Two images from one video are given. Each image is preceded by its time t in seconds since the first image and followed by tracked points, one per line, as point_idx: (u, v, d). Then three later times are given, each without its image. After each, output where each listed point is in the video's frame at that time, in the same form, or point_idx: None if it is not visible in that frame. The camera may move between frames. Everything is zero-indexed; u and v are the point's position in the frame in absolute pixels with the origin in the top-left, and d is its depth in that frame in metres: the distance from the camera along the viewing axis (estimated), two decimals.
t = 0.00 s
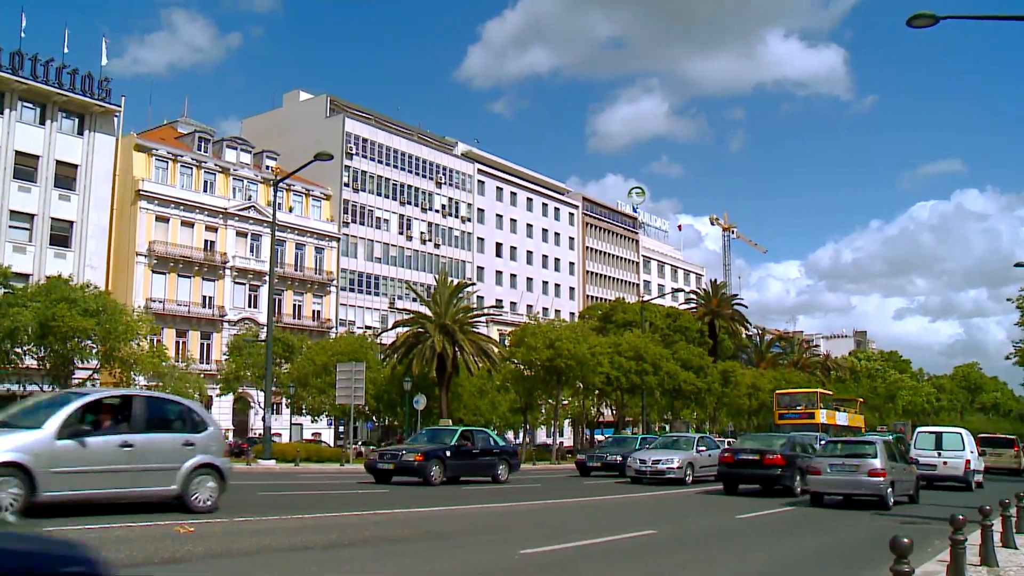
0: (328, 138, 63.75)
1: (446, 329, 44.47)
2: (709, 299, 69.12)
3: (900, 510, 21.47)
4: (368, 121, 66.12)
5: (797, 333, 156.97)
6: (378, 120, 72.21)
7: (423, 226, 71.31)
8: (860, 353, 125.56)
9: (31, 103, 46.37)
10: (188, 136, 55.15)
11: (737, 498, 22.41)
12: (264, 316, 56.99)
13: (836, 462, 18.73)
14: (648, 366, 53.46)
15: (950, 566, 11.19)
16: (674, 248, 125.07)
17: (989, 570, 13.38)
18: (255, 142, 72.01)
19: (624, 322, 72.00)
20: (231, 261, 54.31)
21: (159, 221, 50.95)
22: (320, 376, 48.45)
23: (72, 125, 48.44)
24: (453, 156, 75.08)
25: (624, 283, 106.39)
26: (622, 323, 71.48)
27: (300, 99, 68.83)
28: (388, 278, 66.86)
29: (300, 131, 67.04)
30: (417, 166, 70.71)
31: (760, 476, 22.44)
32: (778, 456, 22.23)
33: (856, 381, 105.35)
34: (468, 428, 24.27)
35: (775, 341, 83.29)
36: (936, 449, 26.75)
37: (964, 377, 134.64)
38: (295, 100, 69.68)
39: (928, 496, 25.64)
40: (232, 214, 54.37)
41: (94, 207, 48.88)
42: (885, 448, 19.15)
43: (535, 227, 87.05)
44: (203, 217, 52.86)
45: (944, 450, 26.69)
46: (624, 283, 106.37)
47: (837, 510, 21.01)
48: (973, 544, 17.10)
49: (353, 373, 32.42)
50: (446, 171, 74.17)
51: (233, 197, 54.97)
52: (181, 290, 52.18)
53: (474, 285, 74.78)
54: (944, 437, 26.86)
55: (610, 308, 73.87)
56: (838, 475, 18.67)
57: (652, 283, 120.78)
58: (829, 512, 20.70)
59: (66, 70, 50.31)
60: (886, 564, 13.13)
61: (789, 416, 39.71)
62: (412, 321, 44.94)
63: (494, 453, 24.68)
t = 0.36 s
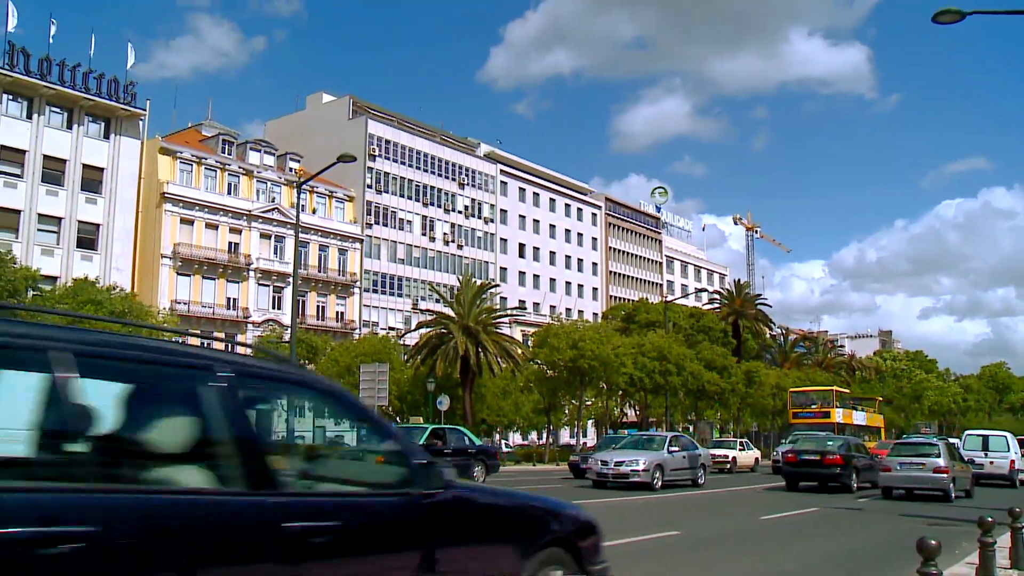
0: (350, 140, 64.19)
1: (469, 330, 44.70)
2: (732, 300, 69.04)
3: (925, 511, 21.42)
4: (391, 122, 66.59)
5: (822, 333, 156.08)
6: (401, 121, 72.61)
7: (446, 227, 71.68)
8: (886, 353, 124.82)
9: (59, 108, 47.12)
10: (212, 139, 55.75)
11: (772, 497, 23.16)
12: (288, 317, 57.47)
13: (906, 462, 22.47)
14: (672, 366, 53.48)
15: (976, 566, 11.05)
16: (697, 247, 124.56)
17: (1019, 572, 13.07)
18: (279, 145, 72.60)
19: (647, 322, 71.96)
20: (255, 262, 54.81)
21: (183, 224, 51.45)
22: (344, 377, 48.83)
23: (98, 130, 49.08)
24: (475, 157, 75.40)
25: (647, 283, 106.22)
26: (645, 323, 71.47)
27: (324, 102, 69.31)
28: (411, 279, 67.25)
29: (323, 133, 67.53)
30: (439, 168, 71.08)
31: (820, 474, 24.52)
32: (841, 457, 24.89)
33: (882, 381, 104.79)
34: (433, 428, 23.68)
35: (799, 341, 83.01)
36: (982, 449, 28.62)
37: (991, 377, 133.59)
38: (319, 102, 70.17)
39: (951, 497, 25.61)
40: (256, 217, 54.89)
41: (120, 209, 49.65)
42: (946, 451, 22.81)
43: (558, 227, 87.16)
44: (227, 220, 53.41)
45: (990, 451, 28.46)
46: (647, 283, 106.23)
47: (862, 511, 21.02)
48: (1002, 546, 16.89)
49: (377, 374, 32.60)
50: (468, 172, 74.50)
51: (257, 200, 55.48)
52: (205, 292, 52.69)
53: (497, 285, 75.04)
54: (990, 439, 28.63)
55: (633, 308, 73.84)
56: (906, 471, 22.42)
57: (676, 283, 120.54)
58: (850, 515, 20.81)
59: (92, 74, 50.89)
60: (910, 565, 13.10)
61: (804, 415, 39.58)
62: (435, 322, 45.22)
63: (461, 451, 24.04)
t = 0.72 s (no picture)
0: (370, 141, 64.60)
1: (490, 330, 44.99)
2: (754, 299, 68.98)
3: (948, 513, 21.37)
4: (411, 124, 66.99)
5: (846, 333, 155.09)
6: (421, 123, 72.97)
7: (466, 228, 71.98)
8: (910, 353, 124.02)
9: (83, 112, 47.85)
10: (233, 141, 56.27)
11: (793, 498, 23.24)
12: (309, 318, 57.89)
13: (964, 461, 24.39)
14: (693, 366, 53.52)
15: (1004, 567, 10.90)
16: (718, 248, 124.22)
17: None
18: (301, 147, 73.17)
19: (668, 322, 71.88)
20: (277, 264, 55.28)
21: (205, 226, 51.97)
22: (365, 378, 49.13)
23: (121, 133, 49.69)
24: (495, 158, 75.70)
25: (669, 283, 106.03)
26: (666, 324, 71.41)
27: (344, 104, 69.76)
28: (432, 280, 67.55)
29: (344, 135, 68.00)
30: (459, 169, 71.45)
31: (877, 475, 26.22)
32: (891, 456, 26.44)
33: (905, 381, 104.21)
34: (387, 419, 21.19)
35: (821, 341, 82.71)
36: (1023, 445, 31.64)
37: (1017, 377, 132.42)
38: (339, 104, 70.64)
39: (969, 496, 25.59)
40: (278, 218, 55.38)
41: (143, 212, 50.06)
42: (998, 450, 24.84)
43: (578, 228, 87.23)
44: (248, 222, 53.97)
45: None
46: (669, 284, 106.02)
47: (886, 513, 21.03)
48: None
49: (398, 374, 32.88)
50: (488, 173, 74.80)
51: (278, 201, 55.98)
52: (227, 293, 53.21)
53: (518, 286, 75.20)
54: None
55: (654, 308, 73.78)
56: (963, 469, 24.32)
57: (698, 283, 120.22)
58: (868, 514, 20.89)
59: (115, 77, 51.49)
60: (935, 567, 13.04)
61: (815, 414, 39.62)
62: (456, 323, 45.55)
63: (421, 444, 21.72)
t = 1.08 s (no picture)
0: (395, 143, 65.02)
1: (516, 331, 45.27)
2: (779, 299, 68.76)
3: (975, 515, 21.34)
4: (435, 125, 67.37)
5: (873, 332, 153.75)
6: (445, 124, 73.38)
7: (491, 228, 72.25)
8: (938, 352, 122.95)
9: (111, 116, 48.56)
10: (259, 143, 56.80)
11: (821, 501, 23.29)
12: (335, 319, 58.33)
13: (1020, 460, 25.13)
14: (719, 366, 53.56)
15: None
16: (743, 247, 123.61)
17: None
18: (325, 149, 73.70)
19: (693, 322, 71.76)
20: (302, 265, 55.76)
21: (232, 228, 52.54)
22: (390, 378, 49.41)
23: (149, 136, 50.34)
24: (519, 158, 75.91)
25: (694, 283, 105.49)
26: (691, 324, 71.29)
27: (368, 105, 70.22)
28: (457, 280, 67.90)
29: (368, 137, 68.47)
30: (484, 169, 71.76)
31: (927, 474, 26.82)
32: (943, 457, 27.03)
33: (934, 381, 103.36)
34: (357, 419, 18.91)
35: (848, 341, 82.25)
36: None
37: None
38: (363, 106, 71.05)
39: (994, 494, 25.43)
40: (303, 220, 55.88)
41: (169, 214, 50.56)
42: None
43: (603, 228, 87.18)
44: (274, 224, 54.49)
45: None
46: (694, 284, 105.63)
47: (911, 514, 21.06)
48: None
49: (424, 374, 33.20)
50: (512, 174, 75.04)
51: (303, 203, 56.49)
52: (253, 295, 53.76)
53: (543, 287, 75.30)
54: None
55: (679, 308, 73.69)
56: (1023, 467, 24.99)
57: (722, 282, 119.58)
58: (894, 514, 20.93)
59: (142, 82, 52.14)
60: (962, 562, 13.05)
61: (831, 413, 39.52)
62: (481, 324, 45.84)
63: (394, 447, 19.36)
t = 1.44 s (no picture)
0: (418, 144, 65.33)
1: (539, 332, 45.33)
2: (803, 299, 68.48)
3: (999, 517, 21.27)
4: (458, 127, 67.66)
5: (898, 331, 152.59)
6: (467, 125, 73.59)
7: (513, 229, 72.38)
8: (964, 353, 121.92)
9: (135, 120, 49.09)
10: (282, 146, 57.21)
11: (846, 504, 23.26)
12: (358, 320, 58.61)
13: None
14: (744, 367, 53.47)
15: None
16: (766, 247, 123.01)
17: None
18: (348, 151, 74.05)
19: (717, 322, 71.56)
20: (325, 267, 56.09)
21: (255, 230, 52.95)
22: (413, 379, 49.59)
23: (173, 139, 50.82)
24: (541, 158, 76.02)
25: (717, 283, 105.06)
26: (715, 324, 71.08)
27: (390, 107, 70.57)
28: (479, 281, 68.09)
29: (391, 139, 68.83)
30: (506, 170, 71.92)
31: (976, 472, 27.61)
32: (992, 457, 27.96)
33: (960, 381, 102.58)
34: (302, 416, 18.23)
35: (873, 341, 81.76)
36: None
37: None
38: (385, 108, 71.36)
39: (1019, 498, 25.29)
40: (326, 222, 56.22)
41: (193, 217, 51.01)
42: None
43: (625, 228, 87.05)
44: (297, 225, 54.87)
45: None
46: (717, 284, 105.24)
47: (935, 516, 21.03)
48: None
49: (447, 374, 33.38)
50: (534, 174, 75.16)
51: (326, 205, 56.86)
52: (277, 297, 54.13)
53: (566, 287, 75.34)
54: None
55: (702, 308, 73.55)
56: None
57: (745, 282, 119.06)
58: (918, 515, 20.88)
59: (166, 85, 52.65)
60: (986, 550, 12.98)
61: (844, 413, 39.17)
62: (504, 324, 45.95)
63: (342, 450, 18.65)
